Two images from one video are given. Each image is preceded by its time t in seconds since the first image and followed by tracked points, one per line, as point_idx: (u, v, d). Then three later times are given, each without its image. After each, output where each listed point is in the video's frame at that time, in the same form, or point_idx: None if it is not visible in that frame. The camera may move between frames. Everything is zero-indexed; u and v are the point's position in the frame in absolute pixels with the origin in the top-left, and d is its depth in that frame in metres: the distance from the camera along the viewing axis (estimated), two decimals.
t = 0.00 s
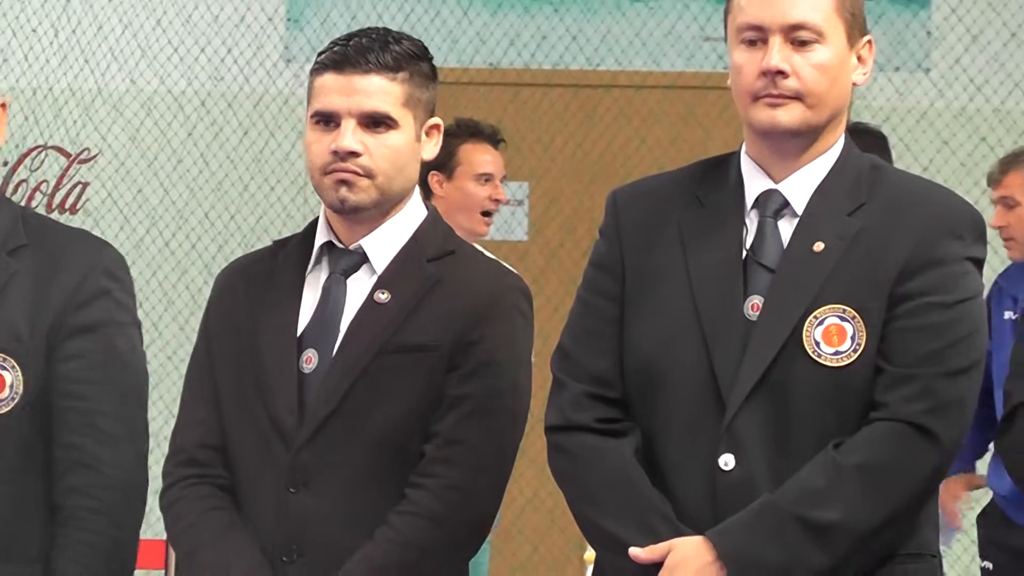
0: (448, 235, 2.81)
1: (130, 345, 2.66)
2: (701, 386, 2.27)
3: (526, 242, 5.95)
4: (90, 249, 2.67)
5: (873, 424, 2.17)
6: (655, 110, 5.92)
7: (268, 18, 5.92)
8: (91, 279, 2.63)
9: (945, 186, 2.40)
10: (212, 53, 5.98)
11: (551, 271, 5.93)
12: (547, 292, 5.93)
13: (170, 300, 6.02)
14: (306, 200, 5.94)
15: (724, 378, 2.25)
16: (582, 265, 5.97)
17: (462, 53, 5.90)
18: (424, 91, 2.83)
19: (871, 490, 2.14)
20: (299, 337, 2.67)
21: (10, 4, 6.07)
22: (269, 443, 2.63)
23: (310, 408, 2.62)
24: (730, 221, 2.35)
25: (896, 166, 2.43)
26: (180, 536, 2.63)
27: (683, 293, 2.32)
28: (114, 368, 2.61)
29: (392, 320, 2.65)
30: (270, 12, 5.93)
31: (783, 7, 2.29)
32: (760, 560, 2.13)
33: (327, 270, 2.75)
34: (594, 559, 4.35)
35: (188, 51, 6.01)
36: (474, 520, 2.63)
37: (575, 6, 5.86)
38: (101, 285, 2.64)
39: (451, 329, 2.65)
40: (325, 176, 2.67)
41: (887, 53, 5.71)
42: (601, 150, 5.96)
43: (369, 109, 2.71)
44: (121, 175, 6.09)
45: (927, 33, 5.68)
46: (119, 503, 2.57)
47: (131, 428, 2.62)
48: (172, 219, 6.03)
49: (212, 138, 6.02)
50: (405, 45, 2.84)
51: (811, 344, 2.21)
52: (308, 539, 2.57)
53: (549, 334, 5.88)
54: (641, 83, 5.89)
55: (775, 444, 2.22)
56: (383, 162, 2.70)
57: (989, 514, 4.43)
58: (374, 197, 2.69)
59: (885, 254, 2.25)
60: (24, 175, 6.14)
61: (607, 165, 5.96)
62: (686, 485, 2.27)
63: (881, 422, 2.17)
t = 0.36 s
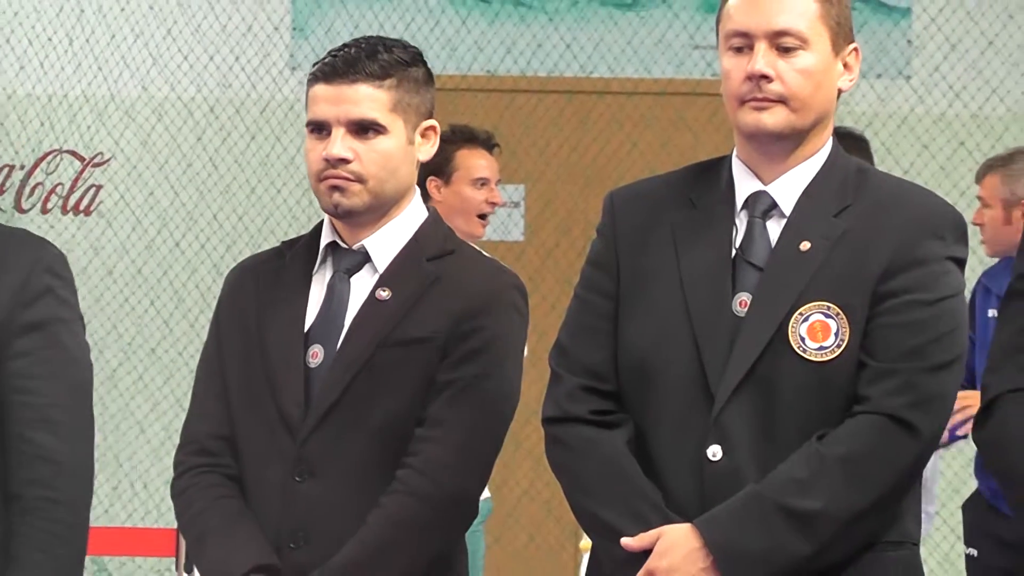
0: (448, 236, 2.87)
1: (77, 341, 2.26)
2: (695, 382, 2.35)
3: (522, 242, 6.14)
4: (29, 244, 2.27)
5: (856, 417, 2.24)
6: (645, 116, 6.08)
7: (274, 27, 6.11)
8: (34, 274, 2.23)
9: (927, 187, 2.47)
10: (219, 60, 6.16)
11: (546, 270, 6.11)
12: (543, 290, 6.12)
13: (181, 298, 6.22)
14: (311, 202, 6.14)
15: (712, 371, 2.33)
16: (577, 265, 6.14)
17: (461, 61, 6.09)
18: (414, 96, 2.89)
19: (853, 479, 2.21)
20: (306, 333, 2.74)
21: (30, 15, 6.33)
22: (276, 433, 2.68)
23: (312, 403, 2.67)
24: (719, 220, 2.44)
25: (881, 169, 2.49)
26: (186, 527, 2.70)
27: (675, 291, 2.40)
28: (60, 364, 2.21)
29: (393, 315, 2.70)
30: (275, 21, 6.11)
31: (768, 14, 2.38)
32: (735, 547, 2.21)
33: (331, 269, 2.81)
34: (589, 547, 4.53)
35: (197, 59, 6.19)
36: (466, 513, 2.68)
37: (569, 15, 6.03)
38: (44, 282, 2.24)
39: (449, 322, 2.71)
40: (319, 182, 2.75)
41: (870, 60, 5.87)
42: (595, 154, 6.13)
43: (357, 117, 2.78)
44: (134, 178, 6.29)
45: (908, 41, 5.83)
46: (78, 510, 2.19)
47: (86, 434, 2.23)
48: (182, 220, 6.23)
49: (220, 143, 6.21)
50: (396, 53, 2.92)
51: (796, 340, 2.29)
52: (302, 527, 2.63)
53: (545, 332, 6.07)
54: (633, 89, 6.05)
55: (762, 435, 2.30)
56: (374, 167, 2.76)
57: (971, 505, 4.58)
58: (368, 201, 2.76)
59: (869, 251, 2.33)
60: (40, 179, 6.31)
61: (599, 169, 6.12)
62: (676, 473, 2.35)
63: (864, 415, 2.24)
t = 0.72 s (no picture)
0: (446, 237, 3.18)
1: (68, 351, 2.23)
2: (681, 376, 2.60)
3: (517, 242, 6.46)
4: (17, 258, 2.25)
5: (835, 406, 2.52)
6: (633, 124, 6.42)
7: (286, 42, 6.48)
8: (21, 290, 2.20)
9: (899, 194, 2.76)
10: (235, 73, 6.51)
11: (541, 270, 6.43)
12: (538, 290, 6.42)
13: (198, 295, 6.52)
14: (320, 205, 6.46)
15: (697, 364, 2.58)
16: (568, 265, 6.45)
17: (461, 73, 6.41)
18: (408, 105, 3.21)
19: (830, 452, 2.48)
20: (314, 328, 3.05)
21: (54, 27, 6.65)
22: (286, 422, 2.99)
23: (322, 393, 2.98)
24: (703, 224, 2.71)
25: (856, 175, 2.80)
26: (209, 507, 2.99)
27: (662, 293, 2.67)
28: (50, 374, 2.18)
29: (397, 312, 3.01)
30: (287, 35, 6.48)
31: (746, 32, 2.67)
32: (720, 510, 2.45)
33: (337, 269, 3.13)
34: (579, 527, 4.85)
35: (214, 71, 6.55)
36: (466, 494, 2.97)
37: (561, 31, 6.37)
38: (33, 296, 2.20)
39: (449, 319, 3.02)
40: (319, 187, 3.07)
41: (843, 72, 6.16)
42: (586, 160, 6.47)
43: (351, 125, 3.10)
44: (154, 183, 6.62)
45: (877, 54, 6.15)
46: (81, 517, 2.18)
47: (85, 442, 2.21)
48: (199, 222, 6.53)
49: (235, 150, 6.53)
50: (391, 66, 3.24)
51: (775, 336, 2.55)
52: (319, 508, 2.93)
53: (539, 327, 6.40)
54: (621, 100, 6.39)
55: (744, 423, 2.56)
56: (369, 171, 3.07)
57: (937, 489, 4.89)
58: (364, 203, 3.07)
59: (845, 252, 2.61)
60: (66, 183, 6.65)
61: (591, 176, 6.46)
62: (665, 463, 2.60)
63: (841, 405, 2.52)
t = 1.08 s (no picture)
0: (443, 233, 3.54)
1: (69, 328, 2.74)
2: (664, 364, 2.94)
3: (508, 236, 6.87)
4: (24, 243, 2.75)
5: (814, 387, 2.87)
6: (614, 124, 6.76)
7: (292, 49, 6.83)
8: (26, 275, 2.71)
9: (866, 190, 3.13)
10: (244, 77, 6.86)
11: (531, 263, 6.85)
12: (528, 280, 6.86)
13: (211, 286, 6.88)
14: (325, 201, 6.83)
15: (678, 353, 2.92)
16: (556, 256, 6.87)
17: (456, 78, 6.75)
18: (406, 109, 3.58)
19: (814, 421, 2.84)
20: (321, 317, 3.39)
21: (72, 34, 6.99)
22: (296, 406, 3.33)
23: (329, 380, 3.31)
24: (683, 221, 3.06)
25: (824, 173, 3.17)
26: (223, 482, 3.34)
27: (646, 287, 3.01)
28: (49, 352, 2.69)
29: (398, 302, 3.36)
30: (294, 43, 6.83)
31: (715, 42, 3.02)
32: (710, 452, 2.80)
33: (342, 260, 3.47)
34: (570, 499, 5.17)
35: (225, 75, 6.89)
36: (458, 472, 3.32)
37: (550, 38, 6.67)
38: (36, 280, 2.71)
39: (447, 311, 3.37)
40: (326, 186, 3.43)
41: (812, 77, 6.47)
42: (572, 159, 6.87)
43: (357, 128, 3.46)
44: (169, 182, 6.96)
45: (845, 61, 6.46)
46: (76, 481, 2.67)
47: (85, 407, 2.74)
48: (212, 218, 6.89)
49: (245, 150, 6.88)
50: (392, 73, 3.61)
51: (752, 326, 2.90)
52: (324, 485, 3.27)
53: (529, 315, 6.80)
54: (608, 103, 6.69)
55: (716, 408, 2.91)
56: (372, 172, 3.43)
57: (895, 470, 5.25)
58: (368, 201, 3.43)
59: (814, 250, 2.96)
60: (86, 181, 6.98)
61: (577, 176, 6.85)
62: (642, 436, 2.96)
63: (820, 386, 2.88)
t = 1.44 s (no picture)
0: (442, 229, 3.65)
1: (55, 339, 2.75)
2: (640, 351, 3.10)
3: (498, 232, 7.22)
4: None
5: (784, 370, 3.04)
6: (596, 125, 7.11)
7: (294, 57, 7.16)
8: (11, 295, 2.72)
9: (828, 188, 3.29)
10: (250, 84, 7.21)
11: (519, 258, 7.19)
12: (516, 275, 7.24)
13: (219, 280, 7.26)
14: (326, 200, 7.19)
15: (654, 340, 3.08)
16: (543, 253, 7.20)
17: (448, 84, 7.11)
18: (400, 115, 3.69)
19: (785, 402, 3.00)
20: (321, 310, 3.51)
21: (87, 43, 7.31)
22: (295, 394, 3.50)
23: (332, 371, 3.44)
24: (658, 217, 3.21)
25: (792, 172, 3.31)
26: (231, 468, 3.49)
27: (624, 281, 3.16)
28: (41, 363, 2.71)
29: (400, 297, 3.47)
30: (296, 51, 7.15)
31: (687, 51, 3.17)
32: (688, 426, 2.95)
33: (343, 256, 3.60)
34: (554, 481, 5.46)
35: (232, 82, 7.22)
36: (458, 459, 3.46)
37: (536, 47, 7.04)
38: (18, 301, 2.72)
39: (450, 306, 3.49)
40: (324, 187, 3.54)
41: (783, 83, 6.82)
42: (556, 159, 7.18)
43: (353, 133, 3.58)
44: (179, 182, 7.31)
45: (813, 68, 6.80)
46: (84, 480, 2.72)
47: (79, 407, 2.75)
48: (220, 217, 7.25)
49: (251, 152, 7.23)
50: (388, 80, 3.75)
51: (723, 316, 3.06)
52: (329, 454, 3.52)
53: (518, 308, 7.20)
54: (591, 108, 7.06)
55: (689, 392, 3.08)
56: (367, 174, 3.55)
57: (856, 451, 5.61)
58: (364, 202, 3.54)
59: (784, 244, 3.12)
60: (101, 181, 7.36)
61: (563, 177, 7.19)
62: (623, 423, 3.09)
63: (789, 369, 3.04)
